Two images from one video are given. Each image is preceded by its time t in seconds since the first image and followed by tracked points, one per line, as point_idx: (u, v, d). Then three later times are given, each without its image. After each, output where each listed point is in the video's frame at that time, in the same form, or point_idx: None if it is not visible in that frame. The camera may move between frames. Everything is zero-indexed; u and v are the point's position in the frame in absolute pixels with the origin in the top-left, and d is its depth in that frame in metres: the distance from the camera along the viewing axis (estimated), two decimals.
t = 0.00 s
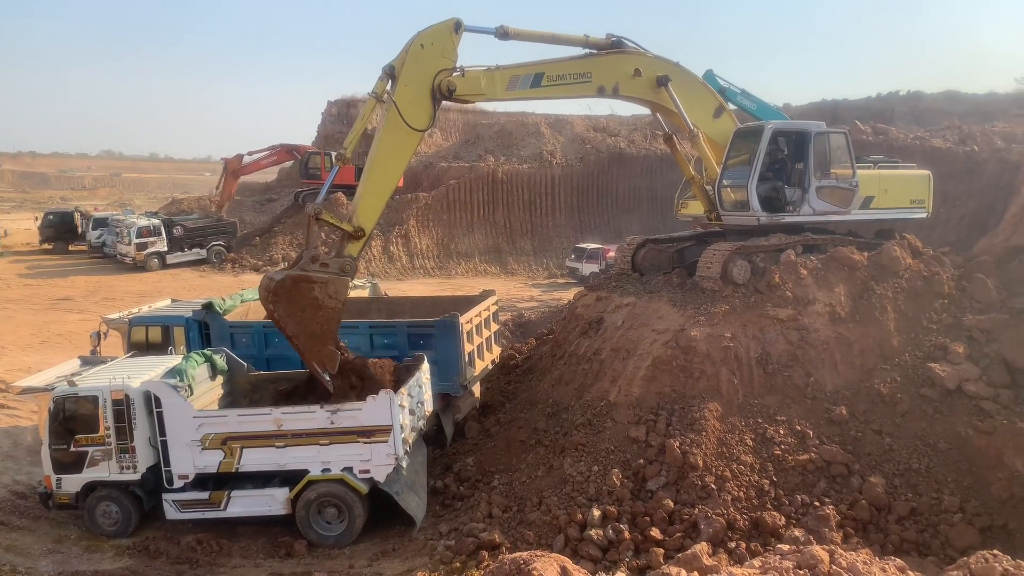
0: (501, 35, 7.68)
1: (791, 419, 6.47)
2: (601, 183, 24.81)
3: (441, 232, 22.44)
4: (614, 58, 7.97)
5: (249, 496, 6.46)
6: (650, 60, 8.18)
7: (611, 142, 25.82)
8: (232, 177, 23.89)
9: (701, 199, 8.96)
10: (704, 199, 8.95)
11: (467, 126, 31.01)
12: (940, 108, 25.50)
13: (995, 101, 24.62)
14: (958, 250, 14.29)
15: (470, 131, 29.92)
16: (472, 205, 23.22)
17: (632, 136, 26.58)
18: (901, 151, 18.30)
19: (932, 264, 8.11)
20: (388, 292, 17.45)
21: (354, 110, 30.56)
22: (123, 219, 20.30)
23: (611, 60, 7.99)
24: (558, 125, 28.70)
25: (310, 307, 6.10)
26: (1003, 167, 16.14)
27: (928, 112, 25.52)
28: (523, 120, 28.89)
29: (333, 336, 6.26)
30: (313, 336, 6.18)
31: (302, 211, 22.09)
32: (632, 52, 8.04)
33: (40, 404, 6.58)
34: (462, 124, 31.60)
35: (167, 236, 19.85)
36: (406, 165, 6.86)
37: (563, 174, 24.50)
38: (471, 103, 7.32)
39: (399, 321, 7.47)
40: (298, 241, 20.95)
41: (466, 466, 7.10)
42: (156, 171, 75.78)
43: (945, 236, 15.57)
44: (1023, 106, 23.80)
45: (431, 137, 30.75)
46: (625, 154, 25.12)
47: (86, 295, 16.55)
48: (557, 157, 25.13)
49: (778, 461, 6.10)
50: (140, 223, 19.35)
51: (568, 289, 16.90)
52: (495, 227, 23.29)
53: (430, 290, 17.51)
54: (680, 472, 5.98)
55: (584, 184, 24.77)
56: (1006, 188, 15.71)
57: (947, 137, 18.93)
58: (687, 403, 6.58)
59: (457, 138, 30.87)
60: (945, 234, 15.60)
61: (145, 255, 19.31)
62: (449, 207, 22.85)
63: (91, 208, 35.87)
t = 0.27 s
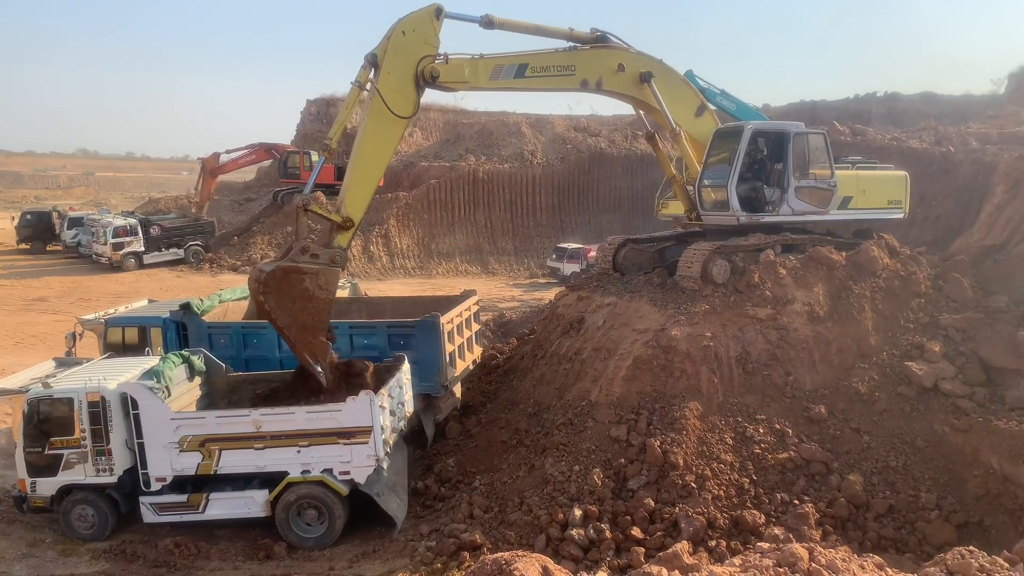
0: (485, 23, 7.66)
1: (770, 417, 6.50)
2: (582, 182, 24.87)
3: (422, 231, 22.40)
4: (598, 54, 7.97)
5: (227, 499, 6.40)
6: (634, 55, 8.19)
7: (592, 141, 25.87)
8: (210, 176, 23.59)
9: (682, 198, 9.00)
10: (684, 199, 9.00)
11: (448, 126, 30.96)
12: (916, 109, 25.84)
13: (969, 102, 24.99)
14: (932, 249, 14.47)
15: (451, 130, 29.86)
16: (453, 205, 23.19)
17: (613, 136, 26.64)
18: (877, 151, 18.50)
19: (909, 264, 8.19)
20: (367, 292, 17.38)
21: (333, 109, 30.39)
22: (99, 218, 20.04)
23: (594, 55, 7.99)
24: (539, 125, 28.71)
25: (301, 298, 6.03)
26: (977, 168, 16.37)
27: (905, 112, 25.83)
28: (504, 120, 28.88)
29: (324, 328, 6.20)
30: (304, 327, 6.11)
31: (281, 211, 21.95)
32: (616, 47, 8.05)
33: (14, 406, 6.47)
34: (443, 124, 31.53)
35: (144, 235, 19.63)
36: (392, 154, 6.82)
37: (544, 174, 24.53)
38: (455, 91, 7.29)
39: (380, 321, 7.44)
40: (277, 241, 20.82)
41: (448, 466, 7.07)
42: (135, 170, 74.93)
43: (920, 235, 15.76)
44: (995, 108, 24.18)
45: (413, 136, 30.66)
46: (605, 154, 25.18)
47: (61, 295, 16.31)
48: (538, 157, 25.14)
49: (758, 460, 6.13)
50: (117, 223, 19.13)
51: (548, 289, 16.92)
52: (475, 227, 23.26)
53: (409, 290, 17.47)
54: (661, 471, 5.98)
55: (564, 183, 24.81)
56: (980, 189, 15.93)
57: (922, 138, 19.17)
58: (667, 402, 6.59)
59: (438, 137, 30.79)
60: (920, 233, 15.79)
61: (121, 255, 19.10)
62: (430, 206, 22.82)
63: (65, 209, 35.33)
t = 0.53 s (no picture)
0: (476, 23, 7.65)
1: (759, 419, 6.53)
2: (571, 184, 24.90)
3: (412, 234, 22.37)
4: (588, 54, 7.98)
5: (216, 502, 6.37)
6: (624, 56, 8.21)
7: (581, 143, 25.90)
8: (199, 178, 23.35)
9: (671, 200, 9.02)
10: (673, 201, 9.01)
11: (437, 128, 30.93)
12: (902, 112, 26.02)
13: (955, 105, 25.21)
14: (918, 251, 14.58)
15: (441, 132, 29.83)
16: (442, 207, 23.16)
17: (602, 138, 26.67)
18: (863, 153, 18.62)
19: (895, 265, 8.24)
20: (356, 294, 17.35)
21: (322, 110, 30.30)
22: (85, 220, 19.89)
23: (584, 56, 8.00)
24: (528, 127, 28.72)
25: (301, 301, 6.04)
26: (963, 170, 16.50)
27: (892, 115, 26.01)
28: (494, 122, 28.87)
29: (324, 332, 6.21)
30: (304, 331, 6.12)
31: (270, 212, 21.86)
32: (606, 48, 8.07)
33: None
34: (432, 125, 31.50)
35: (131, 237, 19.52)
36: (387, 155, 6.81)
37: (533, 176, 24.54)
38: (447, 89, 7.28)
39: (369, 324, 7.43)
40: (265, 243, 20.74)
41: (437, 469, 7.06)
42: (122, 171, 74.48)
43: (906, 237, 15.87)
44: (981, 111, 24.38)
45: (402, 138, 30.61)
46: (594, 156, 25.21)
47: (47, 298, 16.20)
48: (527, 159, 25.14)
49: (747, 461, 6.15)
50: (104, 225, 19.00)
51: (537, 291, 16.93)
52: (465, 229, 23.24)
53: (397, 292, 17.44)
54: (650, 472, 5.99)
55: (554, 185, 24.84)
56: (965, 191, 16.06)
57: (909, 140, 19.30)
58: (657, 404, 6.61)
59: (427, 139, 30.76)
60: (906, 235, 15.90)
61: (109, 257, 19.00)
62: (419, 208, 22.79)
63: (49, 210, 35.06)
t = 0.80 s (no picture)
0: (470, 27, 7.66)
1: (754, 422, 6.53)
2: (567, 187, 24.93)
3: (407, 237, 22.36)
4: (583, 58, 8.00)
5: (211, 506, 6.35)
6: (619, 60, 8.22)
7: (576, 147, 25.92)
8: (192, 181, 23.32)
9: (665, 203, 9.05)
10: (669, 205, 9.05)
11: (432, 131, 30.94)
12: (896, 116, 26.13)
13: (949, 109, 25.32)
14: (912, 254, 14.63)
15: (436, 135, 29.82)
16: (437, 210, 23.15)
17: (597, 141, 26.70)
18: (857, 157, 18.67)
19: (890, 268, 8.26)
20: (351, 298, 17.33)
21: (317, 114, 30.27)
22: (79, 224, 19.82)
23: (579, 60, 8.02)
24: (524, 130, 28.74)
25: (308, 309, 6.06)
26: (956, 174, 16.56)
27: (886, 118, 26.11)
28: (489, 125, 28.89)
29: (327, 340, 6.23)
30: (309, 338, 6.14)
31: (265, 215, 21.83)
32: (601, 52, 8.08)
33: None
34: (427, 129, 31.50)
35: (125, 241, 19.46)
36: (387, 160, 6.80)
37: (529, 179, 24.55)
38: (443, 93, 7.28)
39: (364, 327, 7.42)
40: (260, 246, 20.70)
41: (433, 472, 7.05)
42: (116, 174, 74.27)
43: (900, 240, 15.93)
44: (975, 115, 24.49)
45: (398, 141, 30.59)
46: (590, 159, 25.22)
47: (41, 302, 16.14)
48: (523, 162, 25.14)
49: (742, 464, 6.15)
50: (98, 228, 18.95)
51: (532, 294, 16.93)
52: (460, 232, 23.23)
53: (392, 296, 17.43)
54: (646, 475, 5.99)
55: (549, 189, 24.85)
56: (958, 194, 16.12)
57: (903, 144, 19.37)
58: (652, 407, 6.61)
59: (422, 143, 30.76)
60: (900, 238, 15.96)
61: (102, 260, 18.95)
62: (414, 212, 22.78)
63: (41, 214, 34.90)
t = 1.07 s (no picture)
0: (468, 30, 7.66)
1: (752, 425, 6.53)
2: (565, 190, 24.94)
3: (405, 240, 22.36)
4: (581, 60, 8.01)
5: (208, 510, 6.33)
6: (616, 62, 8.24)
7: (574, 150, 25.94)
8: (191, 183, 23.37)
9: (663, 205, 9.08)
10: (667, 208, 9.08)
11: (430, 134, 30.94)
12: (893, 119, 26.18)
13: (945, 112, 25.40)
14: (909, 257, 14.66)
15: (434, 138, 29.82)
16: (436, 213, 23.14)
17: (595, 144, 26.73)
18: (855, 160, 18.71)
19: (887, 271, 8.27)
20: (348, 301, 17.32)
21: (315, 117, 30.25)
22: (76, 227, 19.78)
23: (577, 62, 8.02)
24: (522, 133, 28.75)
25: (300, 302, 6.14)
26: (953, 177, 16.60)
27: (883, 121, 26.17)
28: (487, 128, 28.90)
29: (313, 337, 6.30)
30: (296, 331, 6.22)
31: (263, 218, 21.82)
32: (599, 55, 8.09)
33: None
34: (425, 132, 31.51)
35: (123, 244, 19.43)
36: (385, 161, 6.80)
37: (527, 182, 24.56)
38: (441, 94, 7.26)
39: (362, 330, 7.41)
40: (258, 249, 20.67)
41: (430, 475, 7.04)
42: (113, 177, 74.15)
43: (897, 243, 15.96)
44: (971, 118, 24.58)
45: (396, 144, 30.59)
46: (588, 161, 25.24)
47: (37, 305, 16.10)
48: (521, 165, 25.15)
49: (740, 467, 6.15)
50: (95, 231, 18.92)
51: (530, 297, 16.93)
52: (458, 234, 23.23)
53: (390, 299, 17.43)
54: (644, 478, 5.99)
55: (547, 191, 24.87)
56: (955, 197, 16.17)
57: (900, 147, 19.41)
58: (650, 410, 6.61)
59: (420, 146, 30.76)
60: (897, 241, 15.99)
61: (100, 263, 18.92)
62: (413, 214, 22.77)
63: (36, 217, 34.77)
